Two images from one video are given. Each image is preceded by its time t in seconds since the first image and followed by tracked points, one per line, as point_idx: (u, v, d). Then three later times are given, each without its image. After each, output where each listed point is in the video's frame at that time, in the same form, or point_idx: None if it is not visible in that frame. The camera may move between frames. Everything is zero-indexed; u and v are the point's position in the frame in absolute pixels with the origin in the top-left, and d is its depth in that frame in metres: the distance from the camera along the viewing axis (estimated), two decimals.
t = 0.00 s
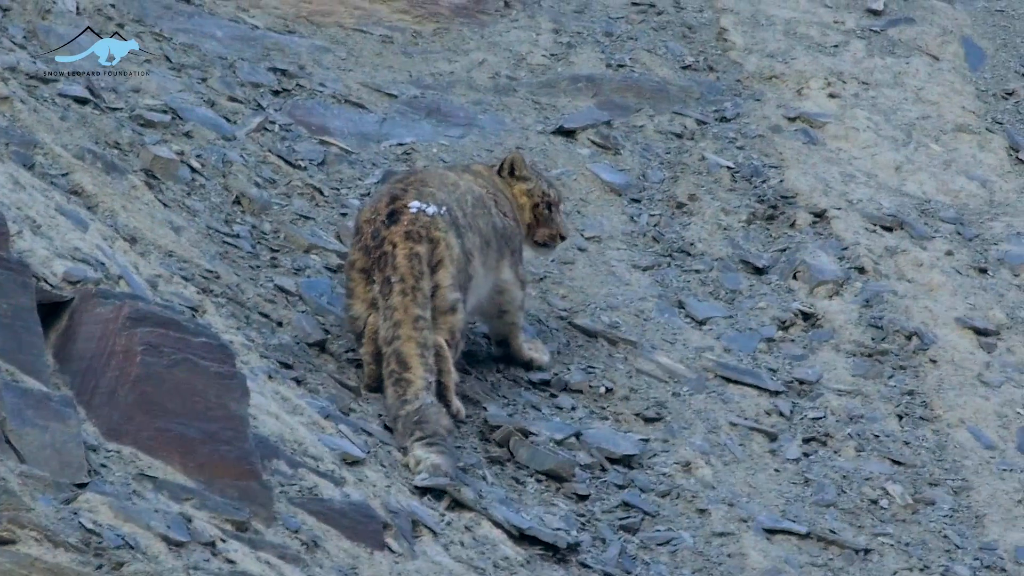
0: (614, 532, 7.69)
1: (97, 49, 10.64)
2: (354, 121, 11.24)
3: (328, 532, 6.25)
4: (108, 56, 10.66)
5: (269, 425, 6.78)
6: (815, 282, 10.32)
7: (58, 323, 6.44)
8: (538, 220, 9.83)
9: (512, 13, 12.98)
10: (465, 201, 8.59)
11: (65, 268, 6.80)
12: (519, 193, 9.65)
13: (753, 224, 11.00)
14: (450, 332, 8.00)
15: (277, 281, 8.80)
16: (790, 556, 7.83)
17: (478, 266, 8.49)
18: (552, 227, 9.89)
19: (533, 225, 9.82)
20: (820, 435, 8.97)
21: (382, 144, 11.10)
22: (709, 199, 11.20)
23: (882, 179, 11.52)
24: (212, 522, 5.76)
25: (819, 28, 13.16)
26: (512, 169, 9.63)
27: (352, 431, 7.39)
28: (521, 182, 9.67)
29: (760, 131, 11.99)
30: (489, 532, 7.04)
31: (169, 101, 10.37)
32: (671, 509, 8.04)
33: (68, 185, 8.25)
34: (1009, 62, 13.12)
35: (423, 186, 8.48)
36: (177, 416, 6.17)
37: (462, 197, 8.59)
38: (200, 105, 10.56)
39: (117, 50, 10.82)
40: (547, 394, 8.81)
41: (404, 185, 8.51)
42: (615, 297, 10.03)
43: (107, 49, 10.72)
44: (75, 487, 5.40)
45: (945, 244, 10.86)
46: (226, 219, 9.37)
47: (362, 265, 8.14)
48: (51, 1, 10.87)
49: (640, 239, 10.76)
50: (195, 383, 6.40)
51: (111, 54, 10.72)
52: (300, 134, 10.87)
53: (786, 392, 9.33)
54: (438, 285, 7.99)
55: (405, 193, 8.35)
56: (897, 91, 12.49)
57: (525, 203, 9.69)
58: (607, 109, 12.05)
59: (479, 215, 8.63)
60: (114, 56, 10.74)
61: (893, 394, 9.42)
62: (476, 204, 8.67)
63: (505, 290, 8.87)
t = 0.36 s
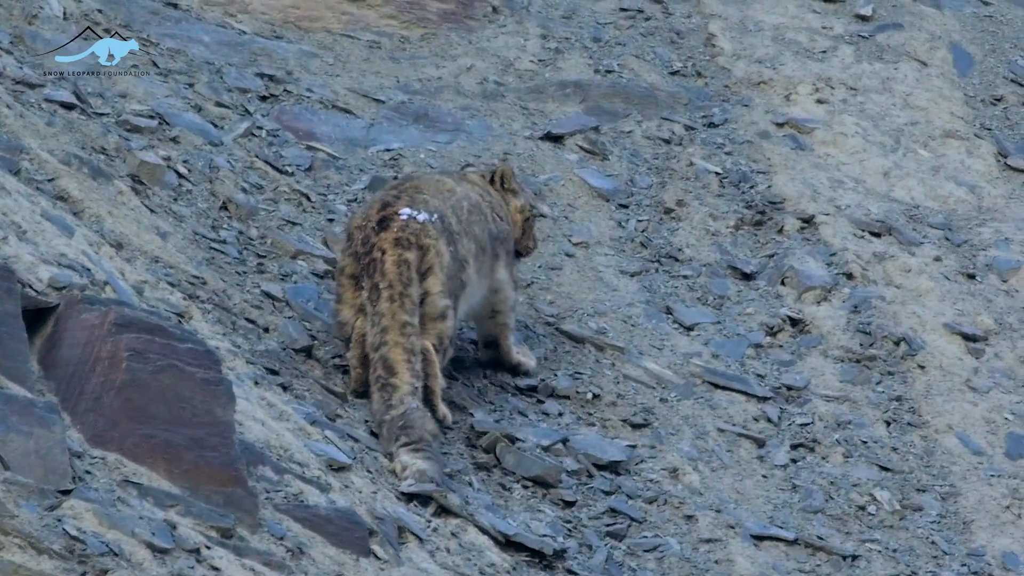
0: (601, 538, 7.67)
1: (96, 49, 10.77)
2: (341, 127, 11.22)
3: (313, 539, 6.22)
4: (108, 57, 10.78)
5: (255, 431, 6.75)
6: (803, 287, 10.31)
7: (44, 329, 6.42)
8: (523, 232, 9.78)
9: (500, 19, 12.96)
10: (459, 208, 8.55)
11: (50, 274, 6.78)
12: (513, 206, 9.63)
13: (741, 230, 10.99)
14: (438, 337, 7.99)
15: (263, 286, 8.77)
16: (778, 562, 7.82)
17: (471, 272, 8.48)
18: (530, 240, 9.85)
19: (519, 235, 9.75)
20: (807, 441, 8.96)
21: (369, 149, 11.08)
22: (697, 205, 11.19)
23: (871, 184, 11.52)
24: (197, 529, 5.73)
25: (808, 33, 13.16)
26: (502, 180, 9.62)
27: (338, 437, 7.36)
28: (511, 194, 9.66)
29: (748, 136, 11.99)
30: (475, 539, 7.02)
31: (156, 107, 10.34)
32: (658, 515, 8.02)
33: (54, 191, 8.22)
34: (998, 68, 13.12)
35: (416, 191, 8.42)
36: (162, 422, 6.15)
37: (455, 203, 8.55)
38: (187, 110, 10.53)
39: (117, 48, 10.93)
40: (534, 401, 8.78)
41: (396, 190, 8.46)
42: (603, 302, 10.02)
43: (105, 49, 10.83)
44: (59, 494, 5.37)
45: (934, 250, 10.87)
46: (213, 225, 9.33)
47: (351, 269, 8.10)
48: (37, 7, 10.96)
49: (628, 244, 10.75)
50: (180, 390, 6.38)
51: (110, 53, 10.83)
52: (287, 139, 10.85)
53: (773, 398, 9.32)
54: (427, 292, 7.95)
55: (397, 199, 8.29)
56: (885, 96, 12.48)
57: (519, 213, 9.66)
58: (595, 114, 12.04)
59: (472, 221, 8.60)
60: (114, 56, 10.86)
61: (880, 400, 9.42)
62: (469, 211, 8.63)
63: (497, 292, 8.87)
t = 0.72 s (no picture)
0: (590, 544, 7.67)
1: (97, 49, 10.92)
2: (331, 133, 11.22)
3: (302, 546, 6.22)
4: (108, 58, 10.92)
5: (244, 437, 6.75)
6: (792, 294, 10.33)
7: (33, 335, 6.42)
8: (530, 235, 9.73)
9: (490, 26, 12.98)
10: (469, 212, 8.58)
11: (39, 280, 6.77)
12: (523, 217, 9.53)
13: (730, 237, 11.00)
14: (433, 340, 8.00)
15: (252, 293, 8.76)
16: (767, 569, 7.83)
17: (476, 277, 8.49)
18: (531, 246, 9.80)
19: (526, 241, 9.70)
20: (797, 448, 8.97)
21: (358, 156, 11.08)
22: (686, 212, 11.21)
23: (861, 191, 11.54)
24: (186, 536, 5.72)
25: (797, 40, 13.19)
26: (514, 191, 9.49)
27: (328, 444, 7.36)
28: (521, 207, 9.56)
29: (738, 143, 12.01)
30: (464, 546, 7.02)
31: (146, 113, 10.33)
32: (647, 522, 8.02)
33: (43, 197, 8.21)
34: (987, 75, 13.15)
35: (427, 194, 8.45)
36: (151, 429, 6.15)
37: (466, 208, 8.59)
38: (177, 117, 10.52)
39: (118, 49, 11.08)
40: (523, 407, 8.77)
41: (408, 190, 8.50)
42: (592, 309, 10.02)
43: (106, 50, 10.97)
44: (48, 501, 5.37)
45: (923, 257, 10.89)
46: (202, 231, 9.33)
47: (353, 266, 8.15)
48: (27, 14, 10.90)
49: (618, 251, 10.76)
50: (169, 396, 6.38)
51: (110, 54, 10.98)
52: (276, 146, 10.85)
53: (763, 404, 9.33)
54: (426, 294, 7.98)
55: (407, 200, 8.33)
56: (875, 103, 12.51)
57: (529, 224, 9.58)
58: (585, 121, 12.06)
59: (480, 225, 8.61)
60: (115, 57, 11.00)
61: (870, 407, 9.43)
62: (479, 217, 8.66)
63: (499, 297, 8.90)
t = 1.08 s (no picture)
0: (578, 553, 7.69)
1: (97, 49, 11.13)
2: (318, 143, 11.25)
3: (291, 554, 6.23)
4: (108, 57, 11.13)
5: (232, 446, 6.76)
6: (779, 303, 10.37)
7: (22, 345, 6.46)
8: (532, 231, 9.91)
9: (477, 35, 13.02)
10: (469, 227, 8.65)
11: (28, 289, 6.79)
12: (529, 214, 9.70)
13: (717, 246, 11.05)
14: (426, 349, 8.07)
15: (240, 302, 8.78)
16: None
17: (474, 291, 8.54)
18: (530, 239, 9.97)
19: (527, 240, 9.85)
20: (783, 456, 9.00)
21: (346, 165, 11.11)
22: (673, 220, 11.25)
23: (847, 200, 11.59)
24: (175, 543, 5.74)
25: (784, 49, 13.24)
26: (522, 186, 9.69)
27: (316, 453, 7.37)
28: (528, 202, 9.73)
29: (725, 152, 12.06)
30: (452, 554, 7.04)
31: (134, 123, 10.35)
32: (635, 530, 8.05)
33: (31, 206, 8.23)
34: (973, 84, 13.22)
35: (430, 208, 8.52)
36: (140, 437, 6.17)
37: (468, 223, 8.66)
38: (165, 126, 10.54)
39: (117, 48, 11.30)
40: (511, 416, 8.80)
41: (413, 204, 8.59)
42: (579, 318, 10.05)
43: (105, 50, 11.19)
44: (37, 509, 5.39)
45: (910, 266, 10.94)
46: (190, 240, 9.34)
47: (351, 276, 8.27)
48: (15, 22, 10.92)
49: (605, 260, 10.80)
50: (158, 405, 6.41)
51: (109, 53, 11.19)
52: (264, 155, 10.87)
53: (750, 413, 9.36)
54: (421, 306, 8.03)
55: (411, 215, 8.42)
56: (861, 112, 12.57)
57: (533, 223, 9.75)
58: (572, 130, 12.10)
59: (480, 240, 8.67)
60: (114, 57, 11.21)
61: (857, 415, 9.47)
62: (481, 232, 8.73)
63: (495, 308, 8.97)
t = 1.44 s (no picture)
0: (561, 563, 7.73)
1: (97, 49, 11.51)
2: (301, 155, 11.30)
3: (276, 564, 6.26)
4: (109, 56, 11.51)
5: (217, 456, 6.79)
6: (760, 314, 10.43)
7: (7, 354, 6.49)
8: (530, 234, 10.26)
9: (459, 47, 13.08)
10: (459, 225, 8.92)
11: (13, 300, 6.83)
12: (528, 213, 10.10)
13: (699, 257, 11.12)
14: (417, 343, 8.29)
15: (225, 313, 8.82)
16: None
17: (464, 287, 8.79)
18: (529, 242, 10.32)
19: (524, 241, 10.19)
20: (765, 467, 9.07)
21: (329, 177, 11.15)
22: (655, 232, 11.31)
23: (828, 212, 11.67)
24: (160, 554, 5.77)
25: (764, 61, 13.33)
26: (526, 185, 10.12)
27: (300, 463, 7.41)
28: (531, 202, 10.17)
29: (706, 164, 12.14)
30: (436, 564, 7.08)
31: (118, 134, 10.39)
32: (617, 540, 8.09)
33: (16, 217, 8.26)
34: (953, 96, 13.32)
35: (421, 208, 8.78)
36: (125, 448, 6.20)
37: (458, 222, 8.92)
38: (148, 138, 10.58)
39: (118, 48, 11.67)
40: (494, 427, 8.84)
41: (405, 205, 8.84)
42: (562, 329, 10.11)
43: (106, 50, 11.57)
44: (23, 520, 5.43)
45: (890, 278, 11.02)
46: (174, 252, 9.37)
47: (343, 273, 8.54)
48: None
49: (587, 271, 10.86)
50: (144, 415, 6.44)
51: (110, 54, 11.57)
52: (247, 167, 10.91)
53: (731, 424, 9.43)
54: (410, 299, 8.28)
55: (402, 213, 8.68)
56: (842, 124, 12.65)
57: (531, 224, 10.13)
58: (554, 142, 12.17)
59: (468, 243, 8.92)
60: (115, 57, 11.59)
61: (838, 426, 9.54)
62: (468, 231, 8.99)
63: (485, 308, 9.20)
